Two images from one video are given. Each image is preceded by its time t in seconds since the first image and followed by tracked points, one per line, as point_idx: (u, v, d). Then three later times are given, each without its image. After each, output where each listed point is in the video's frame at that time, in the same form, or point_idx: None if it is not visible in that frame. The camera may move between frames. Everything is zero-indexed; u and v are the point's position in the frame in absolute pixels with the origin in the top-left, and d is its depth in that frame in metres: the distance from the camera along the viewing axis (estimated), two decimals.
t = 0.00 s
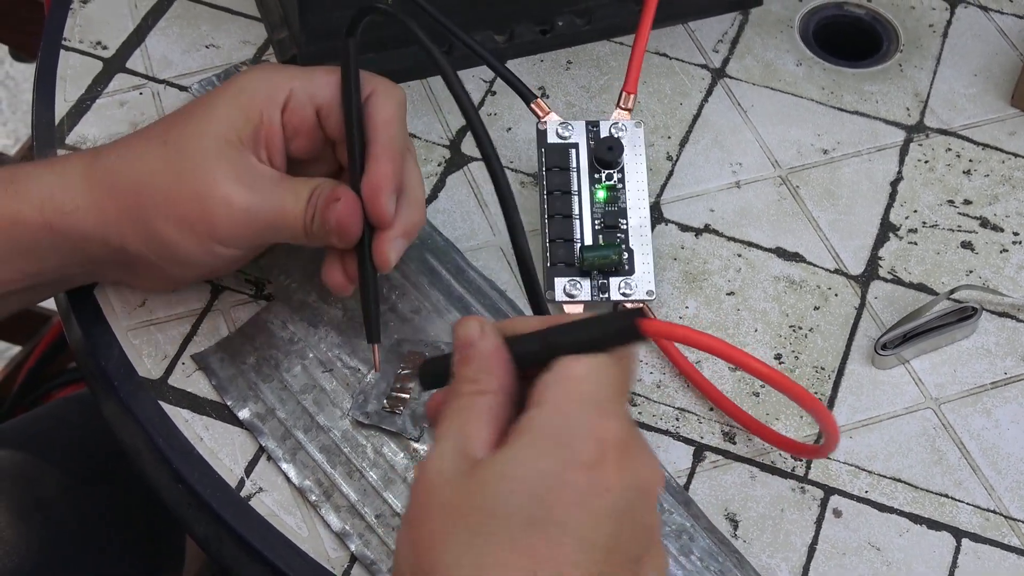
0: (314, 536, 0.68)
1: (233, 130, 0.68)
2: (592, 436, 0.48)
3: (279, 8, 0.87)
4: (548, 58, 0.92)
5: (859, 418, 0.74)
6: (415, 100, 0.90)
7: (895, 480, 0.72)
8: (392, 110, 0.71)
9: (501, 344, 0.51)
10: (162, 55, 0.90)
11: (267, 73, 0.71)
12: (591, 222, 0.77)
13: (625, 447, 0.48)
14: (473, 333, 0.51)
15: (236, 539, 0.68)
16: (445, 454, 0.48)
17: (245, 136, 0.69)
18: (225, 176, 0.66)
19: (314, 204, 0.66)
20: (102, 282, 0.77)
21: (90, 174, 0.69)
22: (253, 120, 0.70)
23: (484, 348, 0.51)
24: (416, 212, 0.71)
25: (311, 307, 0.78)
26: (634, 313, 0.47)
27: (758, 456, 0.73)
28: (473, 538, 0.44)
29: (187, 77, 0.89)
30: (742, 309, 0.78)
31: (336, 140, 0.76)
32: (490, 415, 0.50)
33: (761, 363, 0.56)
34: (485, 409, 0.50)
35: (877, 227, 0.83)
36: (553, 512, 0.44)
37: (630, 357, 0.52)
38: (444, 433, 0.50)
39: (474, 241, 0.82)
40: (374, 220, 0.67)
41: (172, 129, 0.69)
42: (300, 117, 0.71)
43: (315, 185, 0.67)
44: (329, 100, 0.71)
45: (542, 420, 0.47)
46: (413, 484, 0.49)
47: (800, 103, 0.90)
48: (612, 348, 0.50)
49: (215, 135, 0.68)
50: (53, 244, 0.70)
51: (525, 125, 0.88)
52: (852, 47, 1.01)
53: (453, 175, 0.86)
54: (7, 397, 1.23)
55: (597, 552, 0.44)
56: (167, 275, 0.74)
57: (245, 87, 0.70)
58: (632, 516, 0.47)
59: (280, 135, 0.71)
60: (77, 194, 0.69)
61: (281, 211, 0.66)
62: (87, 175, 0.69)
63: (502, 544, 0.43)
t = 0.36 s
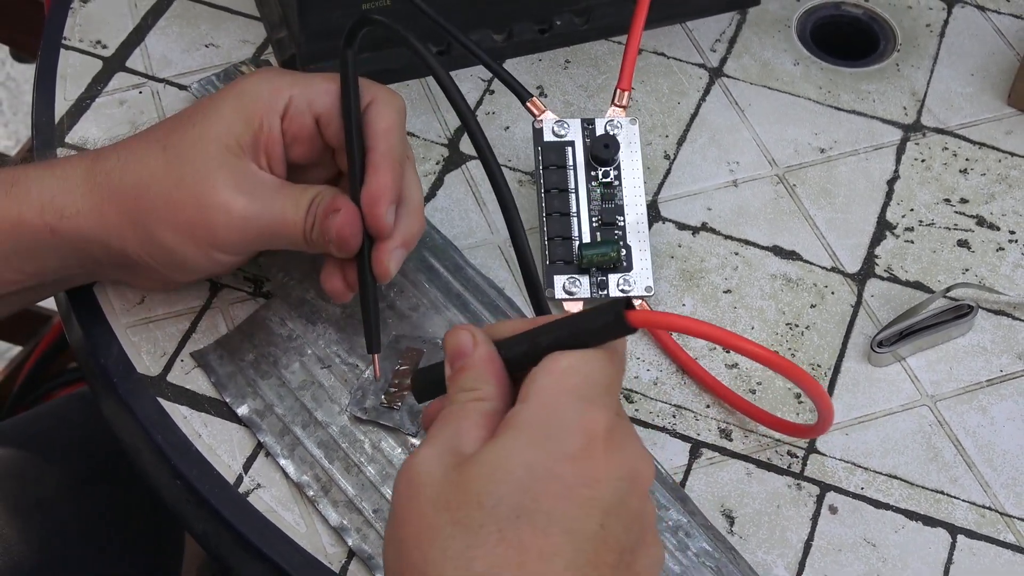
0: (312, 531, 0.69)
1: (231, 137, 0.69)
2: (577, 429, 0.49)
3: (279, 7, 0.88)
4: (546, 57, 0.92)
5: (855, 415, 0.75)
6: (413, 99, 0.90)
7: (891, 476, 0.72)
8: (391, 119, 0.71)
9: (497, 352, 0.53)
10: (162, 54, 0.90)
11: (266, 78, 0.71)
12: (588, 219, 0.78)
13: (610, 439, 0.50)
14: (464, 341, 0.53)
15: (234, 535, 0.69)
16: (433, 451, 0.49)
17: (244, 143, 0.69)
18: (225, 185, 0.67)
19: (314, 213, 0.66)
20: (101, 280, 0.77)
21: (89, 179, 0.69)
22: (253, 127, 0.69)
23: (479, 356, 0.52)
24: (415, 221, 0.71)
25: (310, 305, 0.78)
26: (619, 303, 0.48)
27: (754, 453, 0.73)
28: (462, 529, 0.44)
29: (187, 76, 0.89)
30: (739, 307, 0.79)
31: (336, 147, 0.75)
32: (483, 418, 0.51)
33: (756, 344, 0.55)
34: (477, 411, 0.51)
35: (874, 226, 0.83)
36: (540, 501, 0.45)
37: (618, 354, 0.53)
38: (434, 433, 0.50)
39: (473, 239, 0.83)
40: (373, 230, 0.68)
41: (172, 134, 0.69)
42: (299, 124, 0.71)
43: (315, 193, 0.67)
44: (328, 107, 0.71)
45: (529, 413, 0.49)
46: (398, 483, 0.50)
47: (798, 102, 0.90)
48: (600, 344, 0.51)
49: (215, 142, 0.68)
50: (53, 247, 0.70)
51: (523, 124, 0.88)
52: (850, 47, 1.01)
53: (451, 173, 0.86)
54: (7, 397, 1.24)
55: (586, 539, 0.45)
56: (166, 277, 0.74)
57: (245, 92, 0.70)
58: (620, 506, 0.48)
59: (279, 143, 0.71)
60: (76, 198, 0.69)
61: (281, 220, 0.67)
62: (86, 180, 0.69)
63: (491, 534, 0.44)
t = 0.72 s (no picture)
0: (311, 529, 0.69)
1: (232, 145, 0.69)
2: (536, 417, 0.50)
3: (278, 6, 0.88)
4: (545, 56, 0.92)
5: (853, 412, 0.75)
6: (412, 98, 0.90)
7: (888, 474, 0.73)
8: (393, 130, 0.70)
9: (470, 347, 0.55)
10: (161, 54, 0.91)
11: (268, 87, 0.71)
12: (588, 218, 0.78)
13: (571, 424, 0.50)
14: (442, 339, 0.55)
15: (234, 533, 0.69)
16: (405, 452, 0.51)
17: (245, 152, 0.69)
18: (226, 196, 0.67)
19: (315, 223, 0.67)
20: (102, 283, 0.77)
21: (90, 184, 0.70)
22: (254, 136, 0.69)
23: (452, 352, 0.54)
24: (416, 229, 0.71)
25: (309, 304, 0.79)
26: (573, 284, 0.49)
27: (752, 450, 0.73)
28: (428, 526, 0.46)
29: (187, 76, 0.90)
30: (737, 305, 0.79)
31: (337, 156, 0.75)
32: (452, 415, 0.52)
33: (734, 328, 0.53)
34: (446, 408, 0.52)
35: (871, 224, 0.84)
36: (502, 492, 0.47)
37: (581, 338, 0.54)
38: (408, 433, 0.52)
39: (471, 238, 0.83)
40: (375, 242, 0.68)
41: (173, 143, 0.69)
42: (301, 135, 0.71)
43: (317, 203, 0.68)
44: (330, 118, 0.71)
45: (488, 406, 0.49)
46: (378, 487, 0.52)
47: (796, 101, 0.90)
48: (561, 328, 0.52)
49: (215, 152, 0.68)
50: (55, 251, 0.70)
51: (522, 123, 0.89)
52: (848, 46, 1.01)
53: (450, 172, 0.86)
54: (7, 399, 1.23)
55: (551, 527, 0.46)
56: (166, 282, 0.75)
57: (247, 101, 0.70)
58: (587, 491, 0.48)
59: (280, 153, 0.71)
60: (78, 205, 0.69)
61: (283, 230, 0.67)
62: (87, 185, 0.69)
63: (455, 529, 0.45)
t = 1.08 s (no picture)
0: (308, 528, 0.69)
1: (231, 161, 0.68)
2: (530, 417, 0.50)
3: (276, 6, 0.88)
4: (542, 56, 0.92)
5: (850, 411, 0.75)
6: (410, 98, 0.91)
7: (885, 473, 0.73)
8: (392, 144, 0.69)
9: (463, 348, 0.55)
10: (160, 54, 0.91)
11: (267, 100, 0.70)
12: (588, 220, 0.78)
13: (564, 424, 0.51)
14: (435, 340, 0.56)
15: (232, 532, 0.69)
16: (398, 453, 0.51)
17: (245, 167, 0.69)
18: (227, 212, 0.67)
19: (315, 237, 0.67)
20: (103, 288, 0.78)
21: (89, 195, 0.70)
22: (254, 152, 0.69)
23: (445, 353, 0.55)
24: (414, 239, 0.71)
25: (307, 303, 0.79)
26: (566, 282, 0.49)
27: (749, 449, 0.73)
28: (421, 526, 0.46)
29: (185, 76, 0.90)
30: (734, 304, 0.79)
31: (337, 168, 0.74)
32: (444, 416, 0.52)
33: (730, 328, 0.53)
34: (439, 409, 0.52)
35: (868, 223, 0.84)
36: (495, 491, 0.47)
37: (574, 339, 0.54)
38: (402, 435, 0.52)
39: (469, 237, 0.83)
40: (374, 258, 0.67)
41: (171, 158, 0.69)
42: (300, 149, 0.71)
43: (316, 216, 0.67)
44: (331, 134, 0.70)
45: (481, 406, 0.49)
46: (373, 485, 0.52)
47: (794, 100, 0.90)
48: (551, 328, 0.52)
49: (215, 168, 0.68)
50: (55, 263, 0.70)
51: (519, 123, 0.89)
52: (847, 46, 1.01)
53: (447, 172, 0.86)
54: (7, 399, 1.23)
55: (545, 527, 0.47)
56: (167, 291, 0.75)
57: (246, 115, 0.70)
58: (578, 491, 0.49)
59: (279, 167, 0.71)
60: (77, 218, 0.69)
61: (284, 245, 0.68)
62: (86, 197, 0.69)
63: (448, 528, 0.46)
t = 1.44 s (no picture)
0: (308, 532, 0.69)
1: (232, 169, 0.68)
2: (529, 420, 0.50)
3: (275, 8, 0.88)
4: (542, 59, 0.92)
5: (851, 414, 0.75)
6: (410, 100, 0.91)
7: (886, 475, 0.73)
8: (394, 151, 0.69)
9: (462, 353, 0.55)
10: (159, 57, 0.91)
11: (269, 106, 0.71)
12: (589, 223, 0.78)
13: (564, 426, 0.51)
14: (433, 343, 0.56)
15: (232, 536, 0.69)
16: (398, 457, 0.51)
17: (246, 174, 0.69)
18: (228, 220, 0.67)
19: (317, 243, 0.67)
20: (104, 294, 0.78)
21: (89, 202, 0.69)
22: (255, 159, 0.69)
23: (444, 358, 0.55)
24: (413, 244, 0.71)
25: (307, 306, 0.79)
26: (565, 286, 0.49)
27: (750, 451, 0.73)
28: (422, 530, 0.46)
29: (185, 79, 0.90)
30: (734, 307, 0.79)
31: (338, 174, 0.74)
32: (443, 420, 0.52)
33: (731, 331, 0.52)
34: (438, 413, 0.52)
35: (869, 225, 0.84)
36: (496, 494, 0.47)
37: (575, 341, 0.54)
38: (401, 439, 0.52)
39: (469, 240, 0.83)
40: (377, 264, 0.67)
41: (172, 164, 0.69)
42: (303, 156, 0.71)
43: (318, 222, 0.68)
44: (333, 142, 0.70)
45: (479, 410, 0.50)
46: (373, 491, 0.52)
47: (794, 103, 0.90)
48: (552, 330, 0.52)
49: (216, 174, 0.67)
50: (55, 270, 0.70)
51: (519, 126, 0.89)
52: (847, 47, 1.01)
53: (447, 174, 0.86)
54: (7, 402, 1.23)
55: (546, 530, 0.46)
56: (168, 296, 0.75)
57: (248, 122, 0.70)
58: (579, 493, 0.49)
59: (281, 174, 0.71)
60: (77, 226, 0.69)
61: (287, 252, 0.68)
62: (87, 204, 0.69)
63: (449, 531, 0.46)
